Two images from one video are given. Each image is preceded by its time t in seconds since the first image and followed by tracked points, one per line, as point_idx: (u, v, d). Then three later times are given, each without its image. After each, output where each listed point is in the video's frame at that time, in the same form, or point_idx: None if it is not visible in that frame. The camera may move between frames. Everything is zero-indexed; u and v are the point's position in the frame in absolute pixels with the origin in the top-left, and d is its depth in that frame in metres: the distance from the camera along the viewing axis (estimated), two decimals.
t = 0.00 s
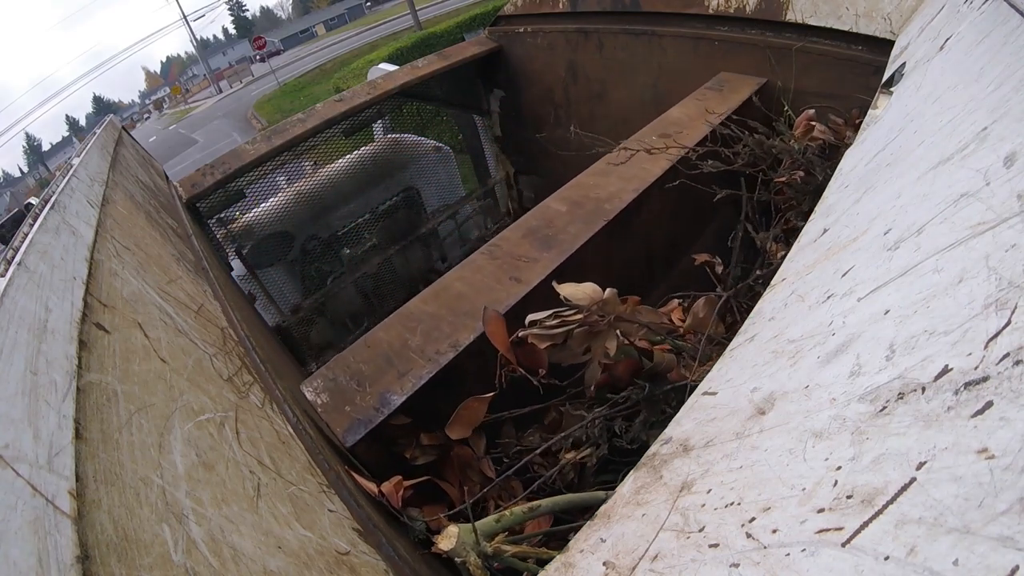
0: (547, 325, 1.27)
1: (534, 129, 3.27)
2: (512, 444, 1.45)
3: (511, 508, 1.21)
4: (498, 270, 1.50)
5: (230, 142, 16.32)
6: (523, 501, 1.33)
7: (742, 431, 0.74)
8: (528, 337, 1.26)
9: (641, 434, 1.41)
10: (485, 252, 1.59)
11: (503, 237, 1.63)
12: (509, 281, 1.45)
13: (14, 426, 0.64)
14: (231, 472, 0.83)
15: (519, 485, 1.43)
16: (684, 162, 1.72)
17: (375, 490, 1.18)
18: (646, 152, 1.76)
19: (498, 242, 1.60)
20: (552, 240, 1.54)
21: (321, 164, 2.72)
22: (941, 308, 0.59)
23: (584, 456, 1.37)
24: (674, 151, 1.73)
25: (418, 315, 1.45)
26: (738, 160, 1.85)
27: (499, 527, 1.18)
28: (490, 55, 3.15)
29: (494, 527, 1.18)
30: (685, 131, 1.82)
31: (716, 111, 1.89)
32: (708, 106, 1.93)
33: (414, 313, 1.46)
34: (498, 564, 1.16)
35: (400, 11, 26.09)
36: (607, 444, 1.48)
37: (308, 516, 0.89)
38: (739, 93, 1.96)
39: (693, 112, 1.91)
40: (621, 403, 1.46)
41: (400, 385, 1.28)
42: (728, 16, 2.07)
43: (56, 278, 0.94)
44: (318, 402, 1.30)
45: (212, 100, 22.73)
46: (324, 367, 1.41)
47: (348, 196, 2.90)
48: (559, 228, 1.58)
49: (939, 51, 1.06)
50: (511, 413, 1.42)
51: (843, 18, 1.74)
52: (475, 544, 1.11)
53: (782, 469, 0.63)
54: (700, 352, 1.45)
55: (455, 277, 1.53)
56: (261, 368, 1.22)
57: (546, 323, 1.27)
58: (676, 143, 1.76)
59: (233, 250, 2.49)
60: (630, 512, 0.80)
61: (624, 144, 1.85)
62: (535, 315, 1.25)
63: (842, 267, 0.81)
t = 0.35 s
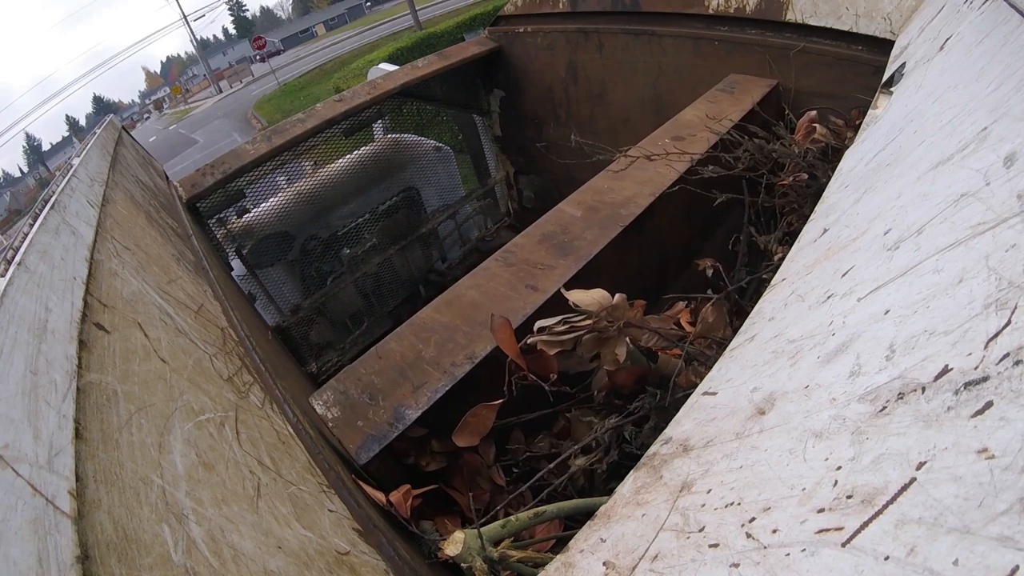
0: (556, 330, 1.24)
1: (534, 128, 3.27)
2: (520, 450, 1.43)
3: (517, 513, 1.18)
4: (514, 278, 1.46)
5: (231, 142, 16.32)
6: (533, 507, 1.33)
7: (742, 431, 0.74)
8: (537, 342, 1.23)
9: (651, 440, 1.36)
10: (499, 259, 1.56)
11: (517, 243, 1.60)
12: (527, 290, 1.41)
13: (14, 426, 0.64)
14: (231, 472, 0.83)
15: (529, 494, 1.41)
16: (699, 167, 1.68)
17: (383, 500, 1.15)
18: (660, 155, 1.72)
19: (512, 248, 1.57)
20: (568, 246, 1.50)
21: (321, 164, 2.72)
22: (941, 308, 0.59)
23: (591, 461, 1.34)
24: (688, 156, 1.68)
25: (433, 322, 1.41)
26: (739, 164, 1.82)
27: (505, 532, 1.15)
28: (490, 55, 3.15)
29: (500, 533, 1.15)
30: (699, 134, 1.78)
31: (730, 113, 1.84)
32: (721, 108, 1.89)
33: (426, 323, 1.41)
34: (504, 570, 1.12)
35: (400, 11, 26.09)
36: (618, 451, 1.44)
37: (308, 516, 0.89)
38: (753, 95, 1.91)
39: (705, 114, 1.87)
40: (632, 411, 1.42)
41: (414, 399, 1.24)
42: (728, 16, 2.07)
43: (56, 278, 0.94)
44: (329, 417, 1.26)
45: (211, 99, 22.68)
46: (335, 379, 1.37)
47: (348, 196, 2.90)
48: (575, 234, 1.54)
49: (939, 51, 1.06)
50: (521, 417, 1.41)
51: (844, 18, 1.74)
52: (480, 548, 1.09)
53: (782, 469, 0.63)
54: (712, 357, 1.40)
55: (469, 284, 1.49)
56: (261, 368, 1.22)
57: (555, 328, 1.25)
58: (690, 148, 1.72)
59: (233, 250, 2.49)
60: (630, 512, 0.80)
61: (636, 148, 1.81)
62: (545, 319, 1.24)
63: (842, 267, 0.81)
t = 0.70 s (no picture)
0: (564, 335, 1.26)
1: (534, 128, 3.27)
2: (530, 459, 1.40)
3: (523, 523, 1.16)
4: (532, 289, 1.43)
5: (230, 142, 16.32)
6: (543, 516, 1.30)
7: (742, 431, 0.74)
8: (544, 346, 1.25)
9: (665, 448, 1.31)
10: (513, 267, 1.54)
11: (531, 248, 1.58)
12: (544, 298, 1.39)
13: (14, 426, 0.64)
14: (231, 472, 0.83)
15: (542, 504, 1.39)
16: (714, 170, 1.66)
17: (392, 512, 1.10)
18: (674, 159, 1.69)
19: (527, 254, 1.55)
20: (585, 253, 1.48)
21: (321, 164, 2.73)
22: (941, 308, 0.59)
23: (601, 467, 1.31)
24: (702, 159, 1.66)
25: (448, 333, 1.38)
26: (744, 169, 1.75)
27: (512, 542, 1.12)
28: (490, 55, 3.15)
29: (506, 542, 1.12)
30: (711, 137, 1.76)
31: (745, 117, 1.82)
32: (733, 111, 1.86)
33: (440, 334, 1.39)
34: None
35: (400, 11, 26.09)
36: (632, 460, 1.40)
37: (308, 516, 0.88)
38: (764, 97, 1.88)
39: (716, 117, 1.85)
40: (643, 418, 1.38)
41: (430, 414, 1.21)
42: (728, 16, 2.07)
43: (56, 278, 0.94)
44: (340, 432, 1.22)
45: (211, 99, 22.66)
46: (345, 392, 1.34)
47: (348, 196, 2.90)
48: (591, 240, 1.52)
49: (939, 51, 1.06)
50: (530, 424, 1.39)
51: (843, 18, 1.74)
52: (488, 556, 1.04)
53: (782, 469, 0.63)
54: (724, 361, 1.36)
55: (484, 292, 1.47)
56: (260, 368, 1.22)
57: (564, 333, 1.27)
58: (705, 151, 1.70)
59: (233, 250, 2.49)
60: (630, 512, 0.81)
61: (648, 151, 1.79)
62: (553, 324, 1.27)
63: (842, 267, 0.81)
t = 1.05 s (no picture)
0: (579, 342, 1.23)
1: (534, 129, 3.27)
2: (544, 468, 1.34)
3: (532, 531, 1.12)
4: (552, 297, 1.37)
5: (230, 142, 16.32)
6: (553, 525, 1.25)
7: (742, 431, 0.74)
8: (560, 355, 1.21)
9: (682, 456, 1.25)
10: (528, 274, 1.48)
11: (546, 255, 1.52)
12: (562, 307, 1.33)
13: (14, 426, 0.64)
14: (231, 472, 0.83)
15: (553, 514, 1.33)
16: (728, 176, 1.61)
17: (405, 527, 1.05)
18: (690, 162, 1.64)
19: (542, 261, 1.50)
20: (603, 260, 1.42)
21: (321, 164, 2.72)
22: (941, 308, 0.59)
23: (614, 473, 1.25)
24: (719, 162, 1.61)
25: (463, 344, 1.32)
26: (744, 173, 1.67)
27: (519, 552, 1.08)
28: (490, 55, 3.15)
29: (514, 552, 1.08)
30: (726, 139, 1.72)
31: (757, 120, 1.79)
32: (745, 113, 1.83)
33: (456, 344, 1.32)
34: None
35: (400, 11, 26.10)
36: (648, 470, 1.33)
37: (308, 516, 0.88)
38: (776, 100, 1.86)
39: (730, 119, 1.82)
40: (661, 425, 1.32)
41: (447, 430, 1.14)
42: (728, 16, 2.07)
43: (56, 278, 0.94)
44: (353, 449, 1.16)
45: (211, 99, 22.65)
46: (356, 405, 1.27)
47: (348, 196, 2.90)
48: (609, 247, 1.46)
49: (939, 51, 1.06)
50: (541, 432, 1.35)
51: (844, 18, 1.75)
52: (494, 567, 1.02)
53: (782, 469, 0.63)
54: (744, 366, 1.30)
55: (499, 302, 1.41)
56: (260, 368, 1.22)
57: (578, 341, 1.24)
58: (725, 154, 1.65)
59: (233, 250, 2.50)
60: (630, 512, 0.81)
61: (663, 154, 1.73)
62: (567, 331, 1.23)
63: (842, 267, 0.81)
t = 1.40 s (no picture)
0: (594, 351, 1.20)
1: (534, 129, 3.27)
2: (561, 479, 1.27)
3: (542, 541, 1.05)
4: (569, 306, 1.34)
5: (230, 142, 16.33)
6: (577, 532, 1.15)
7: (742, 431, 0.74)
8: (576, 364, 1.18)
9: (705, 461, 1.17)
10: (543, 280, 1.45)
11: (562, 261, 1.50)
12: (579, 317, 1.31)
13: (14, 426, 0.64)
14: (231, 472, 0.83)
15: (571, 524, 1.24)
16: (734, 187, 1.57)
17: (417, 546, 1.03)
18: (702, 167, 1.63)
19: (558, 268, 1.47)
20: (620, 268, 1.39)
21: (321, 164, 2.72)
22: (940, 308, 0.59)
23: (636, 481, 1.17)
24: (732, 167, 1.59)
25: (478, 355, 1.28)
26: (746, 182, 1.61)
27: (527, 564, 1.02)
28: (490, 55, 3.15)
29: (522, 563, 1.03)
30: (737, 142, 1.70)
31: (770, 123, 1.77)
32: (756, 116, 1.82)
33: (470, 356, 1.28)
34: None
35: (400, 11, 26.23)
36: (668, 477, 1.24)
37: (308, 516, 0.88)
38: (787, 103, 1.84)
39: (741, 122, 1.80)
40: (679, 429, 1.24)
41: (465, 447, 1.11)
42: (728, 16, 2.07)
43: (56, 278, 0.94)
44: (366, 466, 1.12)
45: (211, 100, 22.66)
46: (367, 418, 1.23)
47: (348, 196, 2.90)
48: (626, 254, 1.43)
49: (939, 51, 1.06)
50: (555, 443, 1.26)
51: (843, 18, 1.75)
52: None
53: (782, 469, 0.63)
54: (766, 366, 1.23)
55: (514, 311, 1.37)
56: (260, 368, 1.22)
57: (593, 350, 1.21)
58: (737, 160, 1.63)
59: (233, 250, 2.50)
60: (630, 512, 0.81)
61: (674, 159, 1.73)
62: (582, 340, 1.21)
63: (842, 267, 0.81)
